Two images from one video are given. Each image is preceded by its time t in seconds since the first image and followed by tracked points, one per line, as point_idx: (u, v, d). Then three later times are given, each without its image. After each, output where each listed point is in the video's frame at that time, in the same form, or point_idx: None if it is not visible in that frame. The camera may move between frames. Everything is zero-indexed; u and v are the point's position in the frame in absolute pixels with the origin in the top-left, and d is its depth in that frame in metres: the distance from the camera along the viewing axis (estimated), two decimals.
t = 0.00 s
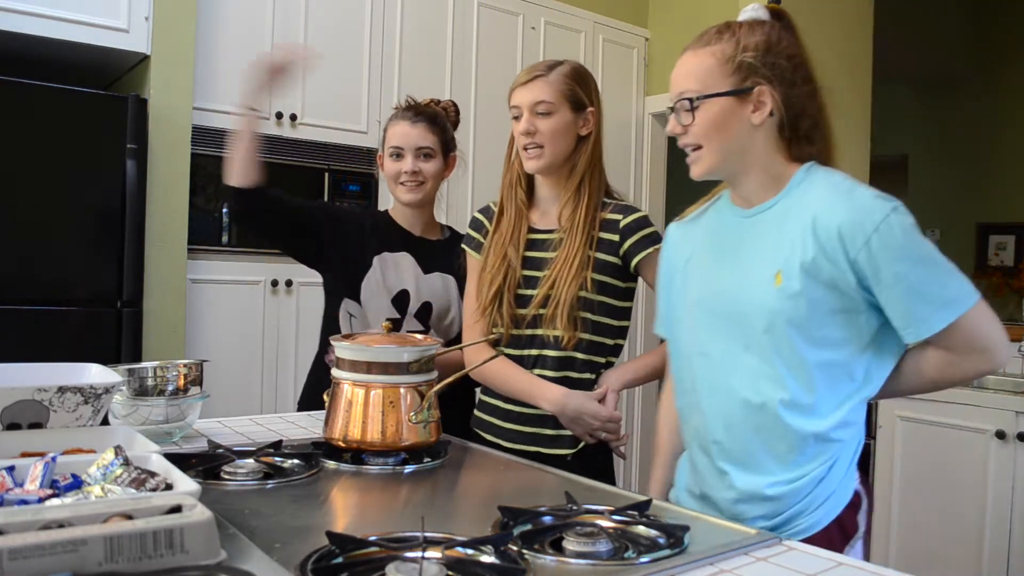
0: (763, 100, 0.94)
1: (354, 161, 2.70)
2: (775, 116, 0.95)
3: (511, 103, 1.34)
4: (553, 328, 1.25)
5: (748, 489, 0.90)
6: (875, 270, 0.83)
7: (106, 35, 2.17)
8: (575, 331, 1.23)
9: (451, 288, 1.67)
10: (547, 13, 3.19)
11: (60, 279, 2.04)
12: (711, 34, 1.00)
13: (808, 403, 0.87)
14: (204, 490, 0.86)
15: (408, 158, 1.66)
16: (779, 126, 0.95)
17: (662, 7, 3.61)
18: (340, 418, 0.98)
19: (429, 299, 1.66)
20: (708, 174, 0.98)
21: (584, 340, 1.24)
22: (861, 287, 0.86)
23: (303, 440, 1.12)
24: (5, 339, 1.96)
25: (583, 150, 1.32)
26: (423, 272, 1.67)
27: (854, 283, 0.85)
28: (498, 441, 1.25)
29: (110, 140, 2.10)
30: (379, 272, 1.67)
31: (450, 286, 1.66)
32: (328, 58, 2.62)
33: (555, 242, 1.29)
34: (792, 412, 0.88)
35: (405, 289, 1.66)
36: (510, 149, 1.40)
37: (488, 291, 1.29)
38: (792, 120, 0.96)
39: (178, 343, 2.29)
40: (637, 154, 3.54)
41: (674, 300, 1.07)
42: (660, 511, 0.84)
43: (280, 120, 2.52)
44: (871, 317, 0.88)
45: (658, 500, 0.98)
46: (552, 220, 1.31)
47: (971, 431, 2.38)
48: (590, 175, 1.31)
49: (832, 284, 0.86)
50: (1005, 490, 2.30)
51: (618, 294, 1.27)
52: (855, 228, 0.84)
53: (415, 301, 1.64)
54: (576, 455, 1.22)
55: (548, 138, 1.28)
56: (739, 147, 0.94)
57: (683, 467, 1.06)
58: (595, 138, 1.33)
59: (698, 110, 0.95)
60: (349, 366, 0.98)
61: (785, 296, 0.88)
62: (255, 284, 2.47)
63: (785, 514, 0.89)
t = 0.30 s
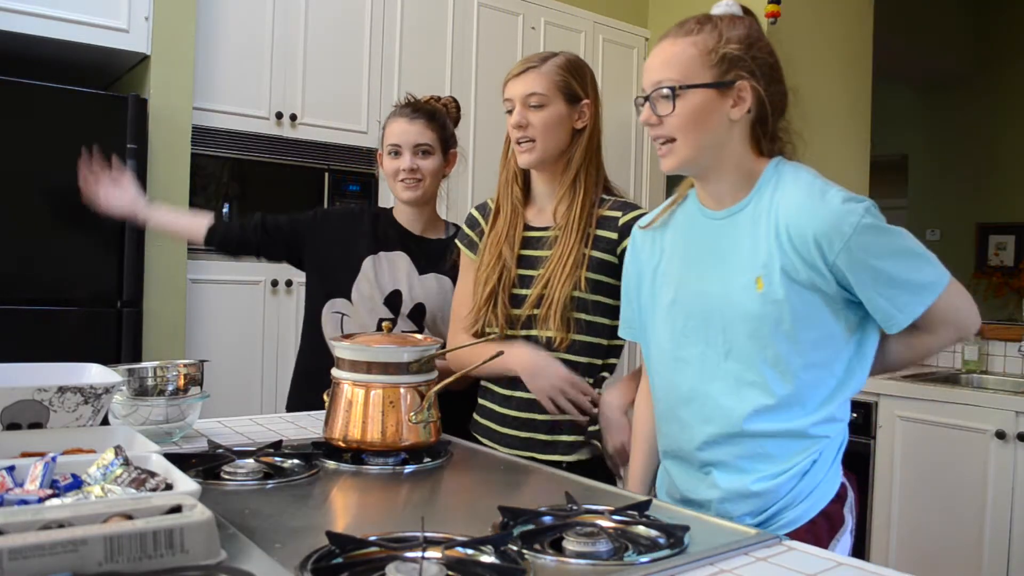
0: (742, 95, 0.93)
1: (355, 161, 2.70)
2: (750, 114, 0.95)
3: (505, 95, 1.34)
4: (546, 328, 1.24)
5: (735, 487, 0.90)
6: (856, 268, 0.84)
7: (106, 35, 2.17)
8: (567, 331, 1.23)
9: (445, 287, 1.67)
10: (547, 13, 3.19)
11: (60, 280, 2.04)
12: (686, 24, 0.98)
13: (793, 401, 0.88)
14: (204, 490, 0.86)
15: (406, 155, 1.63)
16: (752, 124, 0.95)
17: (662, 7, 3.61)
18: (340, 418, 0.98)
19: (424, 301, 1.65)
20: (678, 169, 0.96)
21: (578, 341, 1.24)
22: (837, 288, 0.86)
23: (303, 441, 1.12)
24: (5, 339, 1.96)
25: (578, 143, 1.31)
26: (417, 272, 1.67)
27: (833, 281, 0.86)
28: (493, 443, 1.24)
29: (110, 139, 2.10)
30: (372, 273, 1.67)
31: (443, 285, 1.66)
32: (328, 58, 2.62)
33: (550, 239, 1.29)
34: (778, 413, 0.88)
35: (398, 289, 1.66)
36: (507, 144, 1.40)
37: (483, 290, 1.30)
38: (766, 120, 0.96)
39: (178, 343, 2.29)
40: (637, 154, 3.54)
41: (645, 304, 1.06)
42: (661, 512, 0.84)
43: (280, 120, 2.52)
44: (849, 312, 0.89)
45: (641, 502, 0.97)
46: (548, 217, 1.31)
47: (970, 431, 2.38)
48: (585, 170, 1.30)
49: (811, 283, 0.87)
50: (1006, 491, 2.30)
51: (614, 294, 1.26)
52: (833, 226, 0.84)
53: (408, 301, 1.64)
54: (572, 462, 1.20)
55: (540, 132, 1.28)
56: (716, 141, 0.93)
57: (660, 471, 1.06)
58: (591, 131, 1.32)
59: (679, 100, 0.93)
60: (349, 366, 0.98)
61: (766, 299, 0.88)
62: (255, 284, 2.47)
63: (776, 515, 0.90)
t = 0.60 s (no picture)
0: (747, 83, 0.93)
1: (355, 162, 2.70)
2: (756, 100, 0.95)
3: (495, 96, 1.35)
4: (541, 333, 1.23)
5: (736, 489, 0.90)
6: (855, 263, 0.83)
7: (106, 35, 2.17)
8: (560, 336, 1.21)
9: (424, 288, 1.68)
10: (547, 13, 3.19)
11: (59, 279, 2.04)
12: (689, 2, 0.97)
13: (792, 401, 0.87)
14: (204, 490, 0.86)
15: (394, 153, 1.73)
16: (755, 113, 0.95)
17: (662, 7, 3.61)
18: (340, 418, 0.98)
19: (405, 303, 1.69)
20: (678, 159, 0.95)
21: (572, 345, 1.23)
22: (842, 282, 0.86)
23: (303, 441, 1.12)
24: (4, 338, 1.96)
25: (571, 143, 1.31)
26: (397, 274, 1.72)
27: (833, 277, 0.85)
28: (497, 444, 1.24)
29: (110, 139, 2.10)
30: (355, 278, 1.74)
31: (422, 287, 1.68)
32: (328, 58, 2.62)
33: (541, 240, 1.29)
34: (778, 412, 0.88)
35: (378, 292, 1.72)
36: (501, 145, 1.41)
37: (479, 295, 1.32)
38: (767, 109, 0.96)
39: (178, 343, 2.29)
40: (637, 154, 3.54)
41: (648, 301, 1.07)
42: (661, 511, 0.84)
43: (280, 120, 2.52)
44: (854, 310, 0.88)
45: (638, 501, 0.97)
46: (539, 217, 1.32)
47: (971, 431, 2.38)
48: (577, 171, 1.29)
49: (809, 280, 0.86)
50: (1006, 491, 2.30)
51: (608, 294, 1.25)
52: (830, 220, 0.84)
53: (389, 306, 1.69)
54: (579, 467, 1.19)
55: (530, 134, 1.28)
56: (719, 130, 0.93)
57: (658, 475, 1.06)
58: (583, 130, 1.32)
59: (681, 87, 0.92)
60: (349, 366, 0.98)
61: (764, 297, 0.88)
62: (255, 284, 2.47)
63: (777, 518, 0.88)
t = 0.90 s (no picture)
0: (744, 74, 0.93)
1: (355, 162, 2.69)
2: (752, 92, 0.94)
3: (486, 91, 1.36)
4: (530, 327, 1.24)
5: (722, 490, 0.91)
6: (841, 267, 0.83)
7: (107, 35, 2.17)
8: (551, 330, 1.21)
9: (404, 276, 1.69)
10: (547, 13, 3.19)
11: (59, 279, 2.04)
12: None
13: (775, 401, 0.88)
14: (204, 490, 0.86)
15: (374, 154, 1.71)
16: (751, 105, 0.95)
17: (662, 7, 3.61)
18: (340, 418, 0.98)
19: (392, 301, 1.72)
20: (672, 150, 0.95)
21: (561, 340, 1.22)
22: (830, 287, 0.85)
23: (303, 441, 1.12)
24: (5, 339, 1.96)
25: (561, 137, 1.31)
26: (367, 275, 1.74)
27: (819, 280, 0.85)
28: (477, 440, 1.24)
29: (110, 139, 2.10)
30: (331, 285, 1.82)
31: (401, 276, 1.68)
32: (328, 58, 2.62)
33: (531, 234, 1.29)
34: (760, 410, 0.88)
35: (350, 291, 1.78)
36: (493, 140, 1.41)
37: (469, 288, 1.32)
38: (764, 101, 0.95)
39: (178, 343, 2.29)
40: (637, 154, 3.54)
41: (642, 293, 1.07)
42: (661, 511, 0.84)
43: (280, 120, 2.52)
44: (841, 313, 0.87)
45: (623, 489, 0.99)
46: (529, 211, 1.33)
47: (971, 431, 2.38)
48: (567, 164, 1.29)
49: (796, 281, 0.86)
50: (1006, 491, 2.30)
51: (596, 291, 1.26)
52: (818, 224, 0.83)
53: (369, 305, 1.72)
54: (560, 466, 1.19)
55: (521, 128, 1.28)
56: (714, 122, 0.93)
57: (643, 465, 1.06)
58: (574, 125, 1.32)
59: (677, 77, 0.91)
60: (349, 366, 0.98)
61: (751, 295, 0.89)
62: (255, 284, 2.47)
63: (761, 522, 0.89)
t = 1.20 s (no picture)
0: (731, 73, 0.92)
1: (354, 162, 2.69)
2: (739, 91, 0.93)
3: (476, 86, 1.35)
4: (519, 326, 1.23)
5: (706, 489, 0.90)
6: (832, 269, 0.83)
7: (106, 35, 2.17)
8: (540, 330, 1.21)
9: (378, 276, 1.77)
10: (547, 13, 3.19)
11: (59, 279, 2.04)
12: None
13: (762, 401, 0.88)
14: (205, 490, 0.86)
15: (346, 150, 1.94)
16: (739, 105, 0.94)
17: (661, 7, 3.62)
18: (340, 418, 0.98)
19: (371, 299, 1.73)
20: (659, 150, 0.94)
21: (548, 340, 1.22)
22: (820, 288, 0.86)
23: (303, 441, 1.12)
24: (5, 338, 1.96)
25: (552, 134, 1.31)
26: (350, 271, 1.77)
27: (810, 280, 0.85)
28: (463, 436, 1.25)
29: (110, 139, 2.10)
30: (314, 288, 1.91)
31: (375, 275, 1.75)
32: (328, 58, 2.62)
33: (522, 233, 1.29)
34: (747, 410, 0.88)
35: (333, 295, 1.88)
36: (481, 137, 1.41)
37: (457, 286, 1.31)
38: (751, 101, 0.95)
39: (178, 344, 2.29)
40: (636, 154, 3.54)
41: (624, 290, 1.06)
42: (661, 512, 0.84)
43: (280, 120, 2.53)
44: (828, 316, 0.88)
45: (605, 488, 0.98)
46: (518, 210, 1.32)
47: (971, 432, 2.38)
48: (558, 162, 1.29)
49: (787, 281, 0.86)
50: (1006, 490, 2.30)
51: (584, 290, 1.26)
52: (811, 224, 0.84)
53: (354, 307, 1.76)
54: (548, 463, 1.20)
55: (512, 124, 1.28)
56: (702, 122, 0.92)
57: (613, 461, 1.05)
58: (564, 122, 1.32)
59: (665, 77, 0.90)
60: (349, 366, 0.98)
61: (741, 294, 0.88)
62: (254, 284, 2.47)
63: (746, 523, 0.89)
